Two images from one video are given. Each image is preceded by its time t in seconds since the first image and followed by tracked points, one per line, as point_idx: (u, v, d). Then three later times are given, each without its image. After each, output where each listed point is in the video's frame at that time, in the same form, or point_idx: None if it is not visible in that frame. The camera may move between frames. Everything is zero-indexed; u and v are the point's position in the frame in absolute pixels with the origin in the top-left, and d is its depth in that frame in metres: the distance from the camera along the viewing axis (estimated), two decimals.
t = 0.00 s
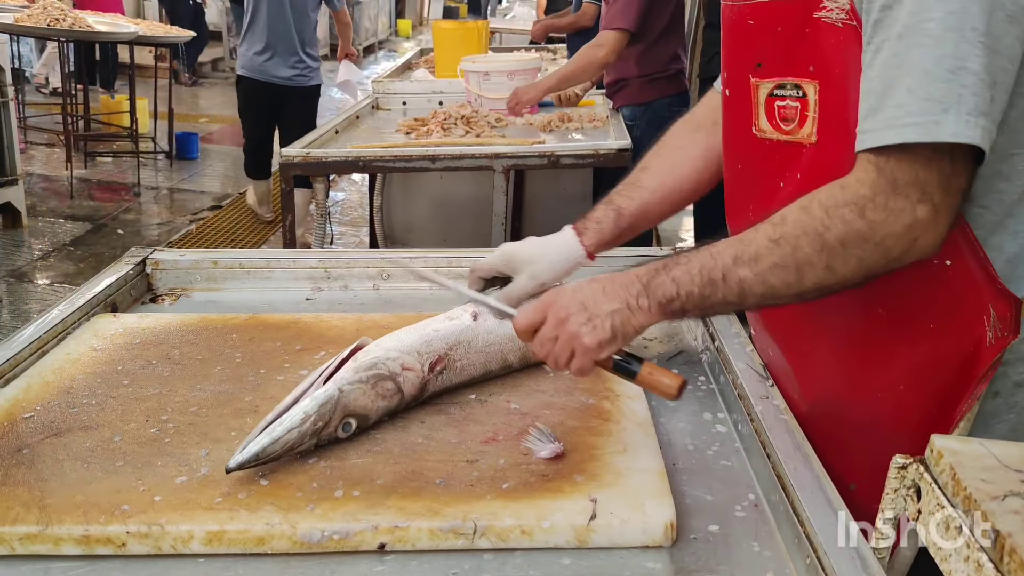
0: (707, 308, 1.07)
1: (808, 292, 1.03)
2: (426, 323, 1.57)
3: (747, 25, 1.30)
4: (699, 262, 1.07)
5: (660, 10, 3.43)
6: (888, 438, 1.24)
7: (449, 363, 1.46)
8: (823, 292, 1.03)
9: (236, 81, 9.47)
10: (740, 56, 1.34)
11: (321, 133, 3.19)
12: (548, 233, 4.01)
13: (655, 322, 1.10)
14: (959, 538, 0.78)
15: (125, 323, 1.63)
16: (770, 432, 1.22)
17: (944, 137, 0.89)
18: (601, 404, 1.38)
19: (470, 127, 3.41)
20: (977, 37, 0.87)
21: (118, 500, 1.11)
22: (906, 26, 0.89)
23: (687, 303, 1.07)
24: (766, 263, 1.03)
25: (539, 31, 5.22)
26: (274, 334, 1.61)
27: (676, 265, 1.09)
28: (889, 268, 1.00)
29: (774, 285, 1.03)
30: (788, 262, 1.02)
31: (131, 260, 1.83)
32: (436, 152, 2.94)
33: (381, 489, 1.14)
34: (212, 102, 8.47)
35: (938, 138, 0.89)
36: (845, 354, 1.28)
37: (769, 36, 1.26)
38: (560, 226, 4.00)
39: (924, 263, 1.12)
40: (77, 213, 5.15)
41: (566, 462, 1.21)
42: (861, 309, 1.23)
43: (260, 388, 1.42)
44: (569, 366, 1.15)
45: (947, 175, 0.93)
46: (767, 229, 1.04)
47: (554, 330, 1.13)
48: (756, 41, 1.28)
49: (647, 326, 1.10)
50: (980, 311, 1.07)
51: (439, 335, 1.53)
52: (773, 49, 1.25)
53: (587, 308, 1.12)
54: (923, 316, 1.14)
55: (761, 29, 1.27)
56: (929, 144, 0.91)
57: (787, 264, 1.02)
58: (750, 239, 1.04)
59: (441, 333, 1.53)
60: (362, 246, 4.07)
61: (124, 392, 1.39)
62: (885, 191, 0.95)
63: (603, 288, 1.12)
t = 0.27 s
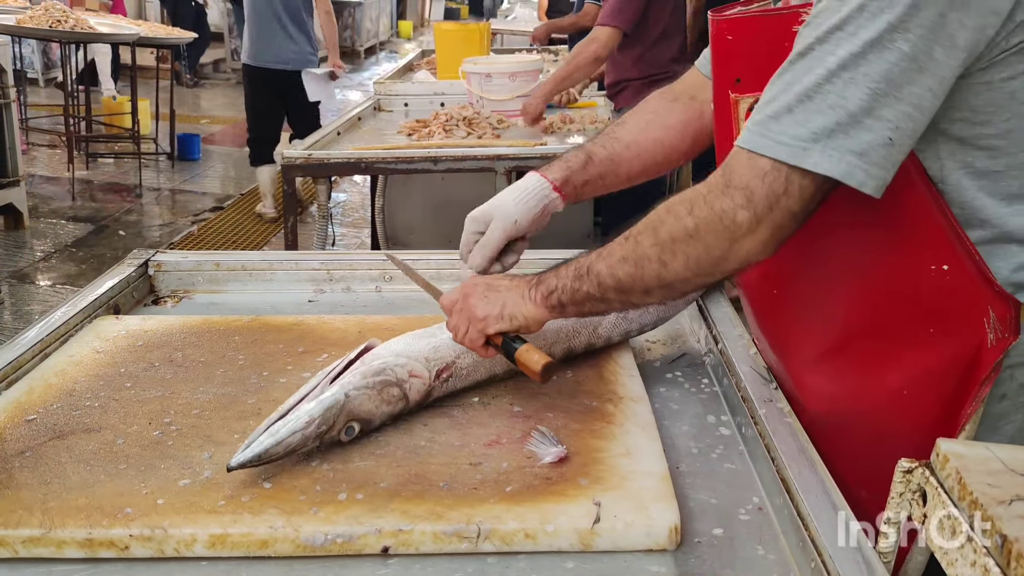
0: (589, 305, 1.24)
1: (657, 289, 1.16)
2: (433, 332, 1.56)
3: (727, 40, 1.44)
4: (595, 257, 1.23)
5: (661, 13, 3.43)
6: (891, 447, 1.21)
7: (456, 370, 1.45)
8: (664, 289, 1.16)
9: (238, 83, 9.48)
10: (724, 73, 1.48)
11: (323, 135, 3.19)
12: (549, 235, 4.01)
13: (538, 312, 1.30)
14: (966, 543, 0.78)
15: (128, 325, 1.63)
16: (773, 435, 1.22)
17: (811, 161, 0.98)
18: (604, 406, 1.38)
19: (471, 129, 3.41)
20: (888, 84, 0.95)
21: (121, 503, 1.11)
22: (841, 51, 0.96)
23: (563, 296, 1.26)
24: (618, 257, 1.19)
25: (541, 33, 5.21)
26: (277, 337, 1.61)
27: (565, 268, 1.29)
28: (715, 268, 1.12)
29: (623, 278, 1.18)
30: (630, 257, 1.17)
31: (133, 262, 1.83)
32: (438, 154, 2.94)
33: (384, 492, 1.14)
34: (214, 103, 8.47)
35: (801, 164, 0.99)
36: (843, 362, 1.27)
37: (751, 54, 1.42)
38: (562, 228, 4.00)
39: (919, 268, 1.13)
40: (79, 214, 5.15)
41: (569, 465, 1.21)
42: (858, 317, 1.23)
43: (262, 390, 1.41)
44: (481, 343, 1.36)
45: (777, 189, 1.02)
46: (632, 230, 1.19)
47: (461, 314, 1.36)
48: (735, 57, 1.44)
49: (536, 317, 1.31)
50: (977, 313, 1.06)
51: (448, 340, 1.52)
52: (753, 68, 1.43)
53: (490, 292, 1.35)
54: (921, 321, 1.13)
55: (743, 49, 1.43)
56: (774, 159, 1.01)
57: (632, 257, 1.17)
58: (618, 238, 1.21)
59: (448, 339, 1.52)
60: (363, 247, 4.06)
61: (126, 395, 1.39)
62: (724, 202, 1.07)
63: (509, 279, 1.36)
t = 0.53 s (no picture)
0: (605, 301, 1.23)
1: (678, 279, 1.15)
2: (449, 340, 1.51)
3: (717, 31, 1.51)
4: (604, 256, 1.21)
5: (671, 17, 3.43)
6: (884, 441, 1.18)
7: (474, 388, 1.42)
8: (684, 279, 1.15)
9: (238, 83, 9.49)
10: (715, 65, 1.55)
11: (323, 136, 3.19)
12: (550, 235, 4.01)
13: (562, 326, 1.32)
14: (971, 545, 0.78)
15: (129, 326, 1.63)
16: (777, 436, 1.22)
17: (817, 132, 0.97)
18: (607, 408, 1.38)
19: (472, 130, 3.41)
20: (888, 54, 0.95)
21: (123, 505, 1.11)
22: (836, 23, 0.96)
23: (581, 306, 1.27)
24: (631, 258, 1.17)
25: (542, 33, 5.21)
26: (278, 338, 1.61)
27: (565, 274, 1.29)
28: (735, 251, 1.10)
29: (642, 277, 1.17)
30: (646, 253, 1.15)
31: (135, 263, 1.82)
32: (438, 155, 2.94)
33: (387, 494, 1.14)
34: (214, 104, 8.47)
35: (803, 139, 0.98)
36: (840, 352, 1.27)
37: (743, 43, 1.49)
38: (562, 229, 4.00)
39: (910, 257, 1.12)
40: (79, 215, 5.15)
41: (572, 467, 1.21)
42: (856, 307, 1.23)
43: (264, 392, 1.41)
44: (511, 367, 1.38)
45: (785, 165, 1.01)
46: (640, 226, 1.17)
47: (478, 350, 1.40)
48: (729, 44, 1.51)
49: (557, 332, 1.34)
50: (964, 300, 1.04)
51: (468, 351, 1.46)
52: (745, 58, 1.49)
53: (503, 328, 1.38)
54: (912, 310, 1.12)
55: (736, 37, 1.49)
56: (779, 136, 1.00)
57: (647, 254, 1.15)
58: (623, 235, 1.18)
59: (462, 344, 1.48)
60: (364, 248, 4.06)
61: (128, 396, 1.39)
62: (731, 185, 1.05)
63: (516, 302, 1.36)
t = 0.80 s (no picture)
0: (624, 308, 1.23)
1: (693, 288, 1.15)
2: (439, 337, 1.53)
3: (723, 34, 1.49)
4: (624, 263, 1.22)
5: (671, 17, 3.43)
6: (884, 445, 1.19)
7: (464, 381, 1.43)
8: (698, 289, 1.15)
9: (236, 84, 9.49)
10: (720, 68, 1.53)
11: (322, 137, 3.19)
12: (549, 236, 4.02)
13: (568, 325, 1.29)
14: (971, 545, 0.78)
15: (129, 327, 1.63)
16: (777, 437, 1.22)
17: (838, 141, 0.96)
18: (608, 409, 1.38)
19: (471, 131, 3.41)
20: (901, 63, 0.94)
21: (124, 506, 1.11)
22: (847, 34, 0.96)
23: (591, 306, 1.25)
24: (648, 262, 1.18)
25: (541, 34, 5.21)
26: (278, 339, 1.61)
27: (587, 274, 1.28)
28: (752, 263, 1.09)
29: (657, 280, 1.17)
30: (664, 260, 1.15)
31: (135, 264, 1.82)
32: (438, 156, 2.94)
33: (388, 495, 1.14)
34: (213, 105, 8.47)
35: (823, 154, 0.97)
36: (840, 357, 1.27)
37: (745, 46, 1.46)
38: (561, 229, 4.01)
39: (910, 263, 1.13)
40: (77, 216, 5.15)
41: (572, 468, 1.21)
42: (854, 312, 1.24)
43: (264, 393, 1.41)
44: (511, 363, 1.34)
45: (808, 182, 1.01)
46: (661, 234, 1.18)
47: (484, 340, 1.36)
48: (734, 47, 1.49)
49: (563, 329, 1.31)
50: (964, 308, 1.04)
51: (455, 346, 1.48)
52: (748, 61, 1.46)
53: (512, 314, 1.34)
54: (911, 316, 1.13)
55: (739, 40, 1.47)
56: (799, 150, 1.00)
57: (662, 260, 1.16)
58: (647, 240, 1.20)
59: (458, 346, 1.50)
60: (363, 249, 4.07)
61: (129, 397, 1.39)
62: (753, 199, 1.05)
63: (528, 296, 1.34)
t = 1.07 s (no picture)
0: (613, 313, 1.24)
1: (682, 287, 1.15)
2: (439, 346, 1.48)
3: (717, 35, 1.49)
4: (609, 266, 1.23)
5: (668, 19, 3.44)
6: (878, 437, 1.20)
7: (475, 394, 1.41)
8: (688, 287, 1.15)
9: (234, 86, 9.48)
10: (712, 67, 1.54)
11: (321, 139, 3.19)
12: (547, 238, 4.03)
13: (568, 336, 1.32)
14: (969, 546, 0.79)
15: (128, 329, 1.63)
16: (775, 437, 1.23)
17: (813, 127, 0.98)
18: (607, 410, 1.38)
19: (469, 132, 3.41)
20: (875, 52, 0.96)
21: (125, 508, 1.11)
22: (825, 26, 0.98)
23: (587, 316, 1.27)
24: (634, 266, 1.18)
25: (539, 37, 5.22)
26: (277, 341, 1.61)
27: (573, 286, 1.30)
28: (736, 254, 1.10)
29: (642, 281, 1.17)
30: (649, 260, 1.16)
31: (134, 266, 1.82)
32: (436, 157, 2.94)
33: (388, 496, 1.14)
34: (211, 106, 8.47)
35: (796, 139, 0.99)
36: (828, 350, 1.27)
37: (737, 45, 1.46)
38: (559, 231, 4.02)
39: (901, 255, 1.13)
40: (75, 218, 5.14)
41: (572, 469, 1.21)
42: (845, 305, 1.24)
43: (264, 395, 1.41)
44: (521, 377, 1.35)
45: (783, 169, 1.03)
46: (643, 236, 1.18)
47: (482, 356, 1.37)
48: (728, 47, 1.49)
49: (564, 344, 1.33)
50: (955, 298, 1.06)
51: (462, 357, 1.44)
52: (739, 59, 1.46)
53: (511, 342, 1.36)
54: (902, 308, 1.14)
55: (731, 40, 1.47)
56: (772, 139, 1.02)
57: (651, 263, 1.16)
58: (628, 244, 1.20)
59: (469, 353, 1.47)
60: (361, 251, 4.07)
61: (129, 398, 1.40)
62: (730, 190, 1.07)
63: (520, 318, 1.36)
